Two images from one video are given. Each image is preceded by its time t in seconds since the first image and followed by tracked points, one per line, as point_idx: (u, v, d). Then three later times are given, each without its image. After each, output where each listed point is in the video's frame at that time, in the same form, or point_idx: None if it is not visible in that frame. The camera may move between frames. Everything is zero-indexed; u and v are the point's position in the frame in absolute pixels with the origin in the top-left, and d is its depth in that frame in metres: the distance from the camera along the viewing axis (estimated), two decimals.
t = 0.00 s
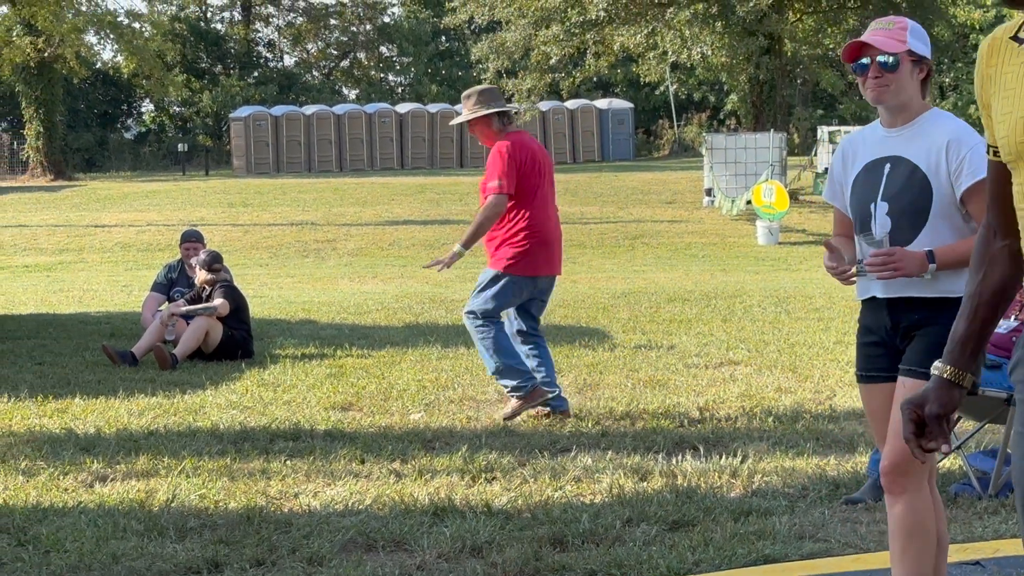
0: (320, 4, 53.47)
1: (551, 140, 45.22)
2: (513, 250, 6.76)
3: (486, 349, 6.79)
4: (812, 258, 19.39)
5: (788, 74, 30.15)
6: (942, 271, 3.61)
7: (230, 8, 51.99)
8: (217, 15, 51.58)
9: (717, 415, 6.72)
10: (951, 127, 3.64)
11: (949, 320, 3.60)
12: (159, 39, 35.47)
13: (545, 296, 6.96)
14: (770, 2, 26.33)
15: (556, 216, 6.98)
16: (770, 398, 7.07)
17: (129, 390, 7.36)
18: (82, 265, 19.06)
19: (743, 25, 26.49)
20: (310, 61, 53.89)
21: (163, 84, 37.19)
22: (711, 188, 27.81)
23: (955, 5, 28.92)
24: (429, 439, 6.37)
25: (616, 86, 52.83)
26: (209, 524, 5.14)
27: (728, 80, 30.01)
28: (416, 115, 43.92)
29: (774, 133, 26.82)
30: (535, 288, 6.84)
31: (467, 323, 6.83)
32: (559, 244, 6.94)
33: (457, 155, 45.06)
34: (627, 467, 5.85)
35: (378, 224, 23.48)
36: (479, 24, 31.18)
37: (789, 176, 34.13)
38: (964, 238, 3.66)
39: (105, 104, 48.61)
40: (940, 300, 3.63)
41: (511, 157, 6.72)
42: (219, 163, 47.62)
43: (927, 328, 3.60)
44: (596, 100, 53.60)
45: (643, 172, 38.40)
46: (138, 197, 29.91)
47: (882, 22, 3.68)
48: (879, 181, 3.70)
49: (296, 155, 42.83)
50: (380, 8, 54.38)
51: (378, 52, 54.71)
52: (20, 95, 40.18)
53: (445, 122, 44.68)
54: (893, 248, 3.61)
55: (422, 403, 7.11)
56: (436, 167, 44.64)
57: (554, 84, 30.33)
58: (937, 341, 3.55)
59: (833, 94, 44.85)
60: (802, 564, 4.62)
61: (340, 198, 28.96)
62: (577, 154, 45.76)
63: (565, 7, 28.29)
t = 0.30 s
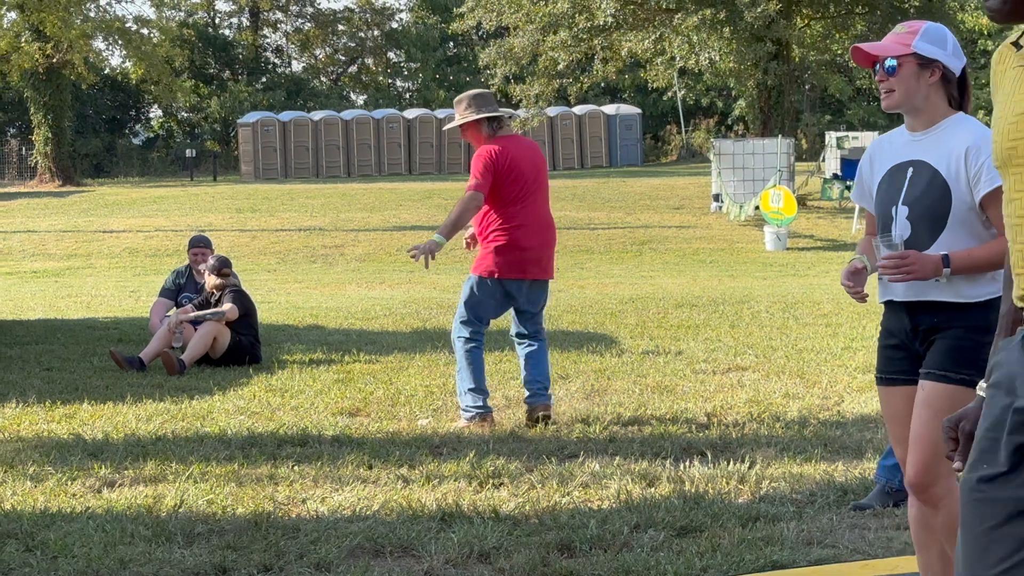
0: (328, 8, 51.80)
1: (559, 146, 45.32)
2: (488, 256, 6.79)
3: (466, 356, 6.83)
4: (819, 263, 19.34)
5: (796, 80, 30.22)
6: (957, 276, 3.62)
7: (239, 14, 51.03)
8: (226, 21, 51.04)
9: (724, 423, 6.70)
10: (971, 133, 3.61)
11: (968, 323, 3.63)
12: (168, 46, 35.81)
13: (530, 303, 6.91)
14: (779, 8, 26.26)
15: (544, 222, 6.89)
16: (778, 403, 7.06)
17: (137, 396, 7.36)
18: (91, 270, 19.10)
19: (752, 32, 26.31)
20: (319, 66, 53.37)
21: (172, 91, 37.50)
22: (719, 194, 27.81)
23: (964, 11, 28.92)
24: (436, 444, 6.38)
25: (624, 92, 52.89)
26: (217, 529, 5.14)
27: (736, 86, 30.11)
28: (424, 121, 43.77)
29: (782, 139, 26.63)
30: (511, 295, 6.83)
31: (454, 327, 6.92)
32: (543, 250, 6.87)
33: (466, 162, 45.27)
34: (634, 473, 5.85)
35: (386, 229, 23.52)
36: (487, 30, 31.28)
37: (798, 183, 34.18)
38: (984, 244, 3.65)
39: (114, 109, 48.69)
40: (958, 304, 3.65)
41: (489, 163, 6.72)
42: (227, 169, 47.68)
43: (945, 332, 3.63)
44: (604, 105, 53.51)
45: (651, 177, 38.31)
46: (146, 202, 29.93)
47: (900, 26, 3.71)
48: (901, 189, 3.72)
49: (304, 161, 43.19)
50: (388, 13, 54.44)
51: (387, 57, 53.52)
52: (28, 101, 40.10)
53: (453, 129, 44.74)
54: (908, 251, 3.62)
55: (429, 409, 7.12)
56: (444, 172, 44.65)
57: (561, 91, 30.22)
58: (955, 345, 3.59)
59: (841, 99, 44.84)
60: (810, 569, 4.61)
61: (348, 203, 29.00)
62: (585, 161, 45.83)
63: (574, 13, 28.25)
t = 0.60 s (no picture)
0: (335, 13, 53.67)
1: (565, 151, 45.47)
2: (486, 259, 6.78)
3: (469, 361, 6.83)
4: (825, 268, 19.33)
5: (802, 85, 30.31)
6: (963, 281, 3.75)
7: (245, 19, 51.78)
8: (232, 25, 51.57)
9: (730, 427, 6.69)
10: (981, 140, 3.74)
11: (986, 333, 3.74)
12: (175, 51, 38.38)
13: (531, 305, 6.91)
14: (784, 11, 26.28)
15: (541, 224, 6.89)
16: (784, 408, 7.06)
17: (143, 401, 7.36)
18: (97, 275, 19.13)
19: (758, 36, 26.31)
20: (325, 71, 54.17)
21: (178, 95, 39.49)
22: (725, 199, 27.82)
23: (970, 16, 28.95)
24: (442, 449, 6.38)
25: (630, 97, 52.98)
26: (223, 534, 5.14)
27: (742, 90, 30.18)
28: (430, 125, 43.93)
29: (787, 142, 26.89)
30: (512, 298, 6.83)
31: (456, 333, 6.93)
32: (541, 252, 6.86)
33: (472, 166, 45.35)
34: (640, 477, 5.84)
35: (392, 233, 23.55)
36: (494, 34, 31.42)
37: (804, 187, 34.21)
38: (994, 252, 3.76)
39: (120, 114, 48.85)
40: (972, 311, 3.77)
41: (486, 166, 6.72)
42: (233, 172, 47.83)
43: (962, 340, 3.78)
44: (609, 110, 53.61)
45: (657, 182, 38.38)
46: (153, 207, 29.97)
47: (920, 32, 3.91)
48: (918, 192, 3.91)
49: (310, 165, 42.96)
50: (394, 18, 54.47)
51: (392, 62, 55.27)
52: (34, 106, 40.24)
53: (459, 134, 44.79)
54: (912, 253, 3.78)
55: (435, 414, 7.13)
56: (450, 176, 44.75)
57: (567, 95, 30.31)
58: (972, 355, 3.74)
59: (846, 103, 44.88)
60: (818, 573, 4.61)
61: (354, 207, 29.05)
62: (591, 166, 45.92)
63: (579, 18, 28.16)
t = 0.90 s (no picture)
0: (343, 20, 52.46)
1: (573, 157, 45.56)
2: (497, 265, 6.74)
3: (473, 365, 6.81)
4: (832, 274, 19.30)
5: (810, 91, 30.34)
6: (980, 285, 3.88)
7: (253, 26, 51.92)
8: (240, 32, 51.72)
9: (738, 435, 6.67)
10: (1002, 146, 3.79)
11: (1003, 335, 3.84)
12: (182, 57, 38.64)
13: (537, 311, 6.93)
14: (793, 19, 26.33)
15: (546, 232, 6.95)
16: (791, 415, 7.06)
17: (151, 407, 7.37)
18: (104, 281, 19.14)
19: (766, 43, 26.31)
20: (333, 78, 53.70)
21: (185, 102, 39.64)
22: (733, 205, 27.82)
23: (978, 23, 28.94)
24: (450, 455, 6.38)
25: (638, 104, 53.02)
26: (230, 540, 5.14)
27: (750, 96, 30.18)
28: (438, 131, 43.90)
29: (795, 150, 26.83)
30: (523, 305, 6.83)
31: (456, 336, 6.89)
32: (548, 260, 6.91)
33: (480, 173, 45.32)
34: (648, 484, 5.84)
35: (400, 240, 23.56)
36: (503, 41, 31.48)
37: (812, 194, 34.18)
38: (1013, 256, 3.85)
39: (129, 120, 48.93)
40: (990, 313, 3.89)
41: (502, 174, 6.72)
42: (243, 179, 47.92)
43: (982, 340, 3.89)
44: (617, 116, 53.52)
45: (665, 189, 38.31)
46: (160, 213, 29.98)
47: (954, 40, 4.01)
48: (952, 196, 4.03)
49: (318, 172, 43.36)
50: (403, 25, 54.31)
51: (401, 68, 54.23)
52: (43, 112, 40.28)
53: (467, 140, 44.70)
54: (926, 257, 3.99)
55: (442, 420, 7.14)
56: (458, 183, 44.61)
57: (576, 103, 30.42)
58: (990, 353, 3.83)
59: (853, 109, 44.85)
60: None
61: (362, 214, 29.07)
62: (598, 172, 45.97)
63: (587, 24, 28.25)
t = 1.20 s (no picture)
0: (350, 25, 53.76)
1: (580, 162, 45.57)
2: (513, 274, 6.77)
3: (487, 376, 6.83)
4: (839, 280, 19.31)
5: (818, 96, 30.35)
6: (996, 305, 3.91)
7: (259, 30, 52.22)
8: (247, 37, 51.93)
9: (743, 441, 6.66)
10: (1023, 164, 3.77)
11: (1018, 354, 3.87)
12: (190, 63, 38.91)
13: (537, 319, 6.98)
14: (800, 25, 26.46)
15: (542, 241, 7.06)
16: (797, 420, 7.05)
17: (157, 412, 7.37)
18: (111, 286, 19.17)
19: (771, 48, 26.39)
20: (340, 82, 54.12)
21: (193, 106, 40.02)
22: (740, 211, 27.82)
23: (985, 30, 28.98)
24: (456, 461, 6.38)
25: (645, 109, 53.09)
26: (236, 545, 5.14)
27: (757, 102, 30.27)
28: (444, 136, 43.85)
29: (801, 155, 26.89)
30: (528, 313, 6.88)
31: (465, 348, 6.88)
32: (549, 267, 7.01)
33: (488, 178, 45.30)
34: (654, 489, 5.84)
35: (407, 245, 23.58)
36: (508, 46, 31.55)
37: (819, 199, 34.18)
38: None
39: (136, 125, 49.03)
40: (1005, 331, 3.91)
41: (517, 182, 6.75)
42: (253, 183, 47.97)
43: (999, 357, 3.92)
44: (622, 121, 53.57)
45: (671, 194, 38.33)
46: (166, 218, 30.01)
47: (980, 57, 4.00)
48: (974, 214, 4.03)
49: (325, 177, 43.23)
50: (410, 30, 54.42)
51: (407, 73, 54.81)
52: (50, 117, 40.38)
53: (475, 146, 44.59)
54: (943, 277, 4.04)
55: (449, 425, 7.15)
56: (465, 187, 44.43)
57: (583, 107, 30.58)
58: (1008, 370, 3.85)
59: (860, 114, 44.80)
60: None
61: (369, 219, 29.09)
62: (604, 177, 45.96)
63: (594, 29, 27.78)
